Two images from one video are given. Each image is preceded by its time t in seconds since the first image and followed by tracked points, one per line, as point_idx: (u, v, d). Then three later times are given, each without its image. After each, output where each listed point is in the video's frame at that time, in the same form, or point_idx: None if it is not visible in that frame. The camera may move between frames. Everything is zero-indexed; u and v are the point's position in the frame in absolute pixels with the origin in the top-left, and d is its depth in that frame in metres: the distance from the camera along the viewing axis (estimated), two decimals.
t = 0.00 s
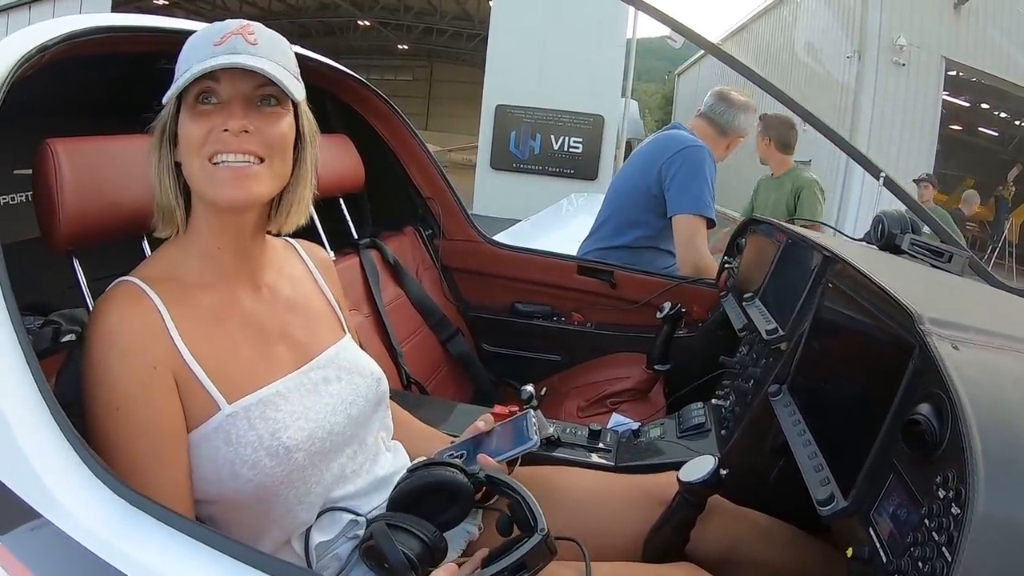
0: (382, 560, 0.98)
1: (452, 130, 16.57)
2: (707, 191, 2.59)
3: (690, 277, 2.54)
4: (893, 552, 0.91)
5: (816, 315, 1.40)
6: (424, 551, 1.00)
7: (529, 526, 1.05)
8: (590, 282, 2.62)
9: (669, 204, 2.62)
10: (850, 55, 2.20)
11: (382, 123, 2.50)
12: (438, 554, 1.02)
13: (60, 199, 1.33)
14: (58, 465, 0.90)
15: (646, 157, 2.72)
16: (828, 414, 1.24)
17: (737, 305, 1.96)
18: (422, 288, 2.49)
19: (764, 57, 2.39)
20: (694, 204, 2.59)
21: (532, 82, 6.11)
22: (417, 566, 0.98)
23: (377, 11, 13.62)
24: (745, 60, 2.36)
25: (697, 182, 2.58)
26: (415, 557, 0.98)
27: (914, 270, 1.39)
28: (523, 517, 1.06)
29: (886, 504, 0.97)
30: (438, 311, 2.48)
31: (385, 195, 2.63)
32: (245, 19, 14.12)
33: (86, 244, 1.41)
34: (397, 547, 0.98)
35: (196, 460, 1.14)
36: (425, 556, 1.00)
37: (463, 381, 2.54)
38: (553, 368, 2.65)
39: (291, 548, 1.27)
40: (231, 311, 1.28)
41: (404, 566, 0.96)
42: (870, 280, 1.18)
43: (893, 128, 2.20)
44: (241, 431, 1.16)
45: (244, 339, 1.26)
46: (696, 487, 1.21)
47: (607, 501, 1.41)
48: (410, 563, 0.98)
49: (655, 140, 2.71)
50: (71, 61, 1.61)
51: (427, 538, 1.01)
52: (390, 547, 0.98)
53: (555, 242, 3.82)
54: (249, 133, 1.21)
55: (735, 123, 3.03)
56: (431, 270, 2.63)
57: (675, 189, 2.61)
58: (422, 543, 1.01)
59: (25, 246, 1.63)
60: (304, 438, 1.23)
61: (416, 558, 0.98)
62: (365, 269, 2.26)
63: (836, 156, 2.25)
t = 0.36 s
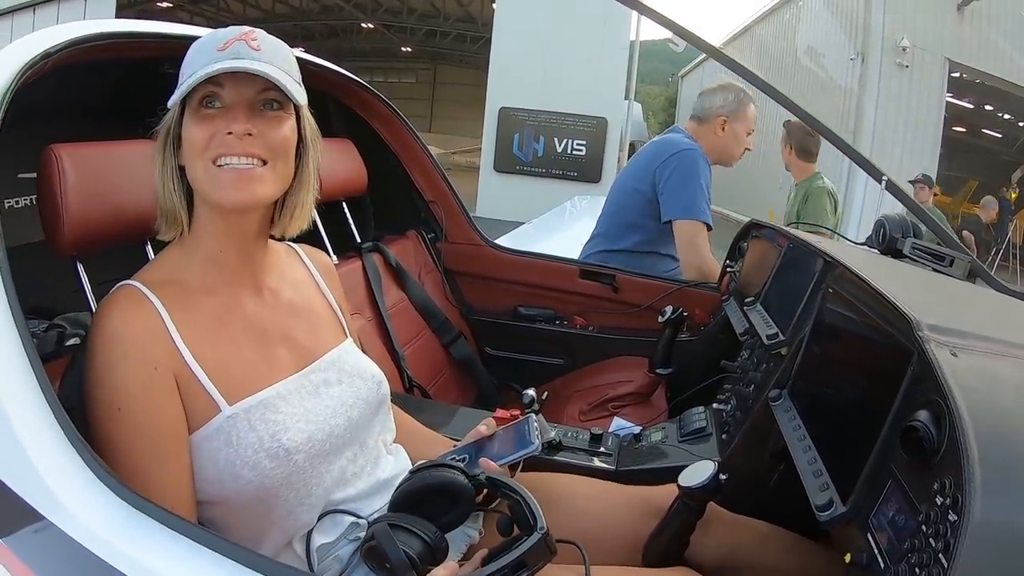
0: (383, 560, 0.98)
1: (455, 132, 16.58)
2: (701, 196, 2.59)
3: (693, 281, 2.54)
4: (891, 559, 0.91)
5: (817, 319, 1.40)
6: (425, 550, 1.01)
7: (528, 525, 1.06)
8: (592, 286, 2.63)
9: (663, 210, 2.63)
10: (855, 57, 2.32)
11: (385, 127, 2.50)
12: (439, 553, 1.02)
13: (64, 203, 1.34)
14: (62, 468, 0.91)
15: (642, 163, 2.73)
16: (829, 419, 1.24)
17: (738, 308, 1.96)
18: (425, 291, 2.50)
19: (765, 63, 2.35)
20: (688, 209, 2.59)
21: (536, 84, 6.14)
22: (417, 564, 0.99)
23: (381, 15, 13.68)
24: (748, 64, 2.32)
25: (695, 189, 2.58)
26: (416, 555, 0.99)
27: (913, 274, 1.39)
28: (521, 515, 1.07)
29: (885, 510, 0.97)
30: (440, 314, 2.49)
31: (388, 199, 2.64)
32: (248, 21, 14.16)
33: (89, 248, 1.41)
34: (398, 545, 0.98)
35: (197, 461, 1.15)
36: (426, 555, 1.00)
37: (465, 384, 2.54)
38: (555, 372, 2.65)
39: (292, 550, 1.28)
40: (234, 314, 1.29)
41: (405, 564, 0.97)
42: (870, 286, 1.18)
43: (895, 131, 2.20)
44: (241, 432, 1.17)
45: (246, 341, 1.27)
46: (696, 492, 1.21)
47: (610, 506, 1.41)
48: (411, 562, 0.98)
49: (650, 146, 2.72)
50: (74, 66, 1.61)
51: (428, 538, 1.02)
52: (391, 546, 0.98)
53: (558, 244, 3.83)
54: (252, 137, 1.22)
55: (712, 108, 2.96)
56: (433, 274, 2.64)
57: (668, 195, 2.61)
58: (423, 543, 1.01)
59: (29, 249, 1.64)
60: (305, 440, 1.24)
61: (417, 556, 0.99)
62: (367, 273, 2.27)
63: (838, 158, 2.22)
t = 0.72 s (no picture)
0: (392, 562, 0.99)
1: (461, 135, 16.59)
2: (674, 198, 2.57)
3: (699, 286, 2.54)
4: (896, 566, 0.91)
5: (824, 324, 1.39)
6: (435, 552, 1.01)
7: (536, 528, 1.06)
8: (599, 291, 2.63)
9: (640, 217, 2.62)
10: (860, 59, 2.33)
11: (390, 131, 2.51)
12: (448, 555, 1.03)
13: (71, 210, 1.35)
14: (70, 473, 0.92)
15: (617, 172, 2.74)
16: (835, 425, 1.24)
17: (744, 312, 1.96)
18: (431, 296, 2.51)
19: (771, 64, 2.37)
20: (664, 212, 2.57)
21: (541, 87, 6.15)
22: (427, 566, 1.00)
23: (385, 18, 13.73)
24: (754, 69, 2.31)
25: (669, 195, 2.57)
26: (425, 557, 1.00)
27: (918, 279, 1.39)
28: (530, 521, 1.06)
29: (890, 517, 0.97)
30: (446, 318, 2.49)
31: (393, 202, 2.65)
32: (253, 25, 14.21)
33: (97, 254, 1.43)
34: (407, 546, 0.99)
35: (204, 468, 1.16)
36: (435, 557, 1.01)
37: (471, 388, 2.54)
38: (561, 376, 2.65)
39: (300, 556, 1.28)
40: (240, 321, 1.30)
41: (415, 565, 0.97)
42: (875, 292, 1.18)
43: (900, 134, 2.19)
44: (248, 440, 1.18)
45: (252, 348, 1.28)
46: (703, 499, 1.18)
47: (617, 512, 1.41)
48: (420, 563, 0.99)
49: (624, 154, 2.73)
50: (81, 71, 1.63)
51: (438, 540, 1.03)
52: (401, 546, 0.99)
53: (564, 248, 3.83)
54: (256, 140, 1.23)
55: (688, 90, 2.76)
56: (439, 278, 2.64)
57: (640, 200, 2.60)
58: (433, 545, 1.02)
59: (38, 254, 1.61)
60: (311, 447, 1.24)
61: (426, 558, 1.00)
62: (374, 278, 2.28)
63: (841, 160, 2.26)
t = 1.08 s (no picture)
0: None
1: (467, 138, 16.61)
2: (637, 208, 2.49)
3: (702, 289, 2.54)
4: (903, 573, 0.91)
5: (830, 329, 1.39)
6: (441, 566, 1.00)
7: (545, 544, 1.04)
8: (606, 295, 2.62)
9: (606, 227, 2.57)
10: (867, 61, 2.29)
11: (397, 135, 2.52)
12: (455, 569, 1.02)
13: (78, 215, 1.36)
14: (77, 478, 0.92)
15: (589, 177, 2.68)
16: (841, 430, 1.23)
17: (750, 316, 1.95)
18: (438, 301, 2.51)
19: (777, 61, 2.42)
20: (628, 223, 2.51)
21: (548, 90, 6.17)
22: None
23: (391, 21, 13.80)
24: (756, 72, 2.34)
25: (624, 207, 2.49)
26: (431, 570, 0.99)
27: (925, 282, 1.38)
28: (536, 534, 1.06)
29: (897, 523, 0.96)
30: (453, 322, 2.49)
31: (400, 206, 2.66)
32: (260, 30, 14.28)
33: (103, 259, 1.44)
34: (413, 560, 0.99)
35: (210, 474, 1.16)
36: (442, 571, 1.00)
37: (478, 393, 2.54)
38: (568, 379, 2.65)
39: (306, 561, 1.28)
40: (245, 327, 1.30)
41: None
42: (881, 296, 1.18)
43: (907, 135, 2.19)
44: (254, 445, 1.18)
45: (258, 353, 1.29)
46: (708, 505, 1.19)
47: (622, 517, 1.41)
48: None
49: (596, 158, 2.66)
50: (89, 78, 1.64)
51: (444, 554, 1.02)
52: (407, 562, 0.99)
53: (571, 251, 3.83)
54: (274, 146, 1.24)
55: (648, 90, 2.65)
56: (446, 282, 2.65)
57: (605, 212, 2.55)
58: (439, 559, 1.01)
59: (45, 259, 1.62)
60: (317, 452, 1.24)
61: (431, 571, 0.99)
62: (380, 282, 2.29)
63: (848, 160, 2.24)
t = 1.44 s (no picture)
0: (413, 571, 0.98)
1: (473, 139, 16.63)
2: (625, 212, 2.53)
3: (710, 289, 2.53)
4: (915, 570, 0.90)
5: (838, 327, 1.37)
6: (453, 564, 1.00)
7: (562, 552, 1.07)
8: (614, 294, 2.61)
9: (595, 230, 2.62)
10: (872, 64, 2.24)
11: (406, 136, 2.52)
12: (467, 569, 1.02)
13: (85, 212, 1.37)
14: (85, 474, 0.93)
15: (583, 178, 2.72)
16: (851, 427, 1.23)
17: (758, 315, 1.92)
18: (445, 300, 2.52)
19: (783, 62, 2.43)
20: (617, 227, 2.56)
21: (554, 91, 6.17)
22: None
23: (398, 23, 13.83)
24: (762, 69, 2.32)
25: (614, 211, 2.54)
26: (443, 568, 0.99)
27: (936, 283, 1.37)
28: (554, 538, 1.07)
29: (908, 520, 0.95)
30: (459, 322, 2.49)
31: (407, 205, 2.66)
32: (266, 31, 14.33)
33: (111, 255, 1.44)
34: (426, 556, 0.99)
35: (216, 467, 1.16)
36: (453, 569, 1.00)
37: (484, 392, 2.54)
38: (575, 379, 2.64)
39: (313, 557, 1.27)
40: (253, 323, 1.31)
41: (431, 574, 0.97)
42: (893, 294, 1.17)
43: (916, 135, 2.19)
44: (261, 438, 1.18)
45: (267, 348, 1.29)
46: (718, 502, 1.17)
47: (630, 514, 1.40)
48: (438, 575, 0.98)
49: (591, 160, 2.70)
50: (96, 75, 1.64)
51: (456, 553, 1.02)
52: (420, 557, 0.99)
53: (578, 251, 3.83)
54: (302, 156, 1.25)
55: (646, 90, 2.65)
56: (453, 281, 2.65)
57: (595, 214, 2.60)
58: (451, 557, 1.01)
59: (52, 255, 1.62)
60: (325, 446, 1.24)
61: (443, 568, 0.99)
62: (387, 280, 2.29)
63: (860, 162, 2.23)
